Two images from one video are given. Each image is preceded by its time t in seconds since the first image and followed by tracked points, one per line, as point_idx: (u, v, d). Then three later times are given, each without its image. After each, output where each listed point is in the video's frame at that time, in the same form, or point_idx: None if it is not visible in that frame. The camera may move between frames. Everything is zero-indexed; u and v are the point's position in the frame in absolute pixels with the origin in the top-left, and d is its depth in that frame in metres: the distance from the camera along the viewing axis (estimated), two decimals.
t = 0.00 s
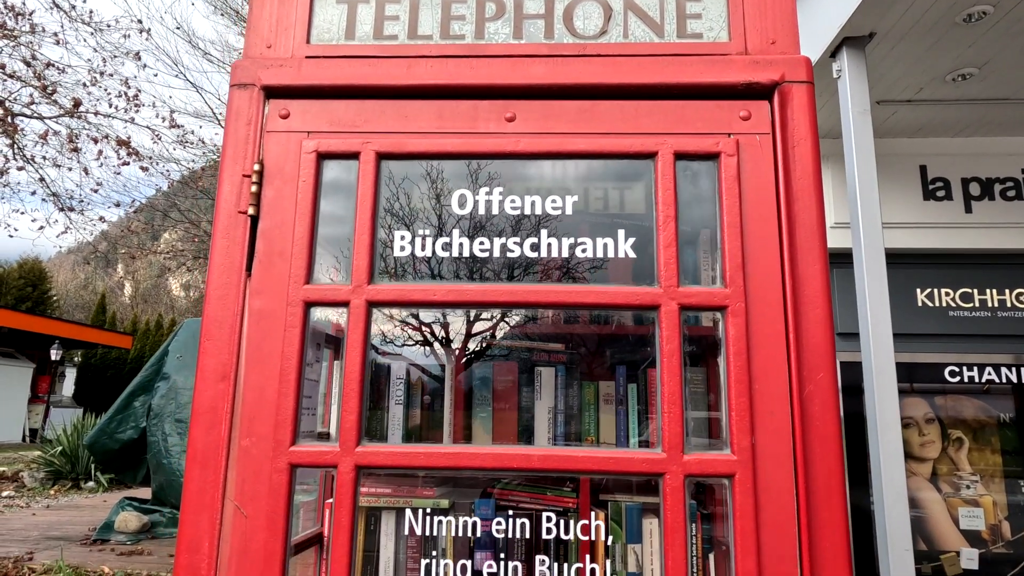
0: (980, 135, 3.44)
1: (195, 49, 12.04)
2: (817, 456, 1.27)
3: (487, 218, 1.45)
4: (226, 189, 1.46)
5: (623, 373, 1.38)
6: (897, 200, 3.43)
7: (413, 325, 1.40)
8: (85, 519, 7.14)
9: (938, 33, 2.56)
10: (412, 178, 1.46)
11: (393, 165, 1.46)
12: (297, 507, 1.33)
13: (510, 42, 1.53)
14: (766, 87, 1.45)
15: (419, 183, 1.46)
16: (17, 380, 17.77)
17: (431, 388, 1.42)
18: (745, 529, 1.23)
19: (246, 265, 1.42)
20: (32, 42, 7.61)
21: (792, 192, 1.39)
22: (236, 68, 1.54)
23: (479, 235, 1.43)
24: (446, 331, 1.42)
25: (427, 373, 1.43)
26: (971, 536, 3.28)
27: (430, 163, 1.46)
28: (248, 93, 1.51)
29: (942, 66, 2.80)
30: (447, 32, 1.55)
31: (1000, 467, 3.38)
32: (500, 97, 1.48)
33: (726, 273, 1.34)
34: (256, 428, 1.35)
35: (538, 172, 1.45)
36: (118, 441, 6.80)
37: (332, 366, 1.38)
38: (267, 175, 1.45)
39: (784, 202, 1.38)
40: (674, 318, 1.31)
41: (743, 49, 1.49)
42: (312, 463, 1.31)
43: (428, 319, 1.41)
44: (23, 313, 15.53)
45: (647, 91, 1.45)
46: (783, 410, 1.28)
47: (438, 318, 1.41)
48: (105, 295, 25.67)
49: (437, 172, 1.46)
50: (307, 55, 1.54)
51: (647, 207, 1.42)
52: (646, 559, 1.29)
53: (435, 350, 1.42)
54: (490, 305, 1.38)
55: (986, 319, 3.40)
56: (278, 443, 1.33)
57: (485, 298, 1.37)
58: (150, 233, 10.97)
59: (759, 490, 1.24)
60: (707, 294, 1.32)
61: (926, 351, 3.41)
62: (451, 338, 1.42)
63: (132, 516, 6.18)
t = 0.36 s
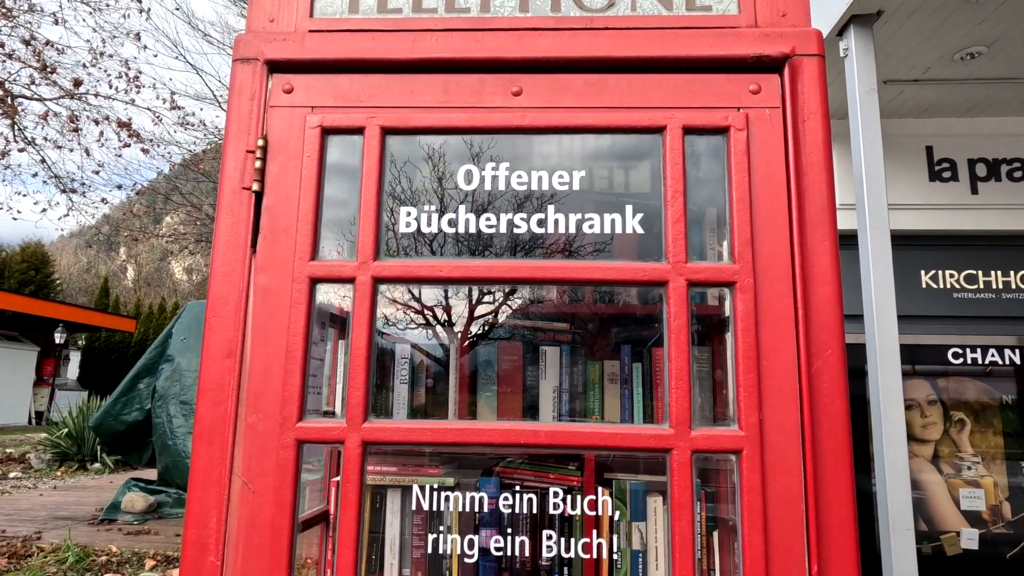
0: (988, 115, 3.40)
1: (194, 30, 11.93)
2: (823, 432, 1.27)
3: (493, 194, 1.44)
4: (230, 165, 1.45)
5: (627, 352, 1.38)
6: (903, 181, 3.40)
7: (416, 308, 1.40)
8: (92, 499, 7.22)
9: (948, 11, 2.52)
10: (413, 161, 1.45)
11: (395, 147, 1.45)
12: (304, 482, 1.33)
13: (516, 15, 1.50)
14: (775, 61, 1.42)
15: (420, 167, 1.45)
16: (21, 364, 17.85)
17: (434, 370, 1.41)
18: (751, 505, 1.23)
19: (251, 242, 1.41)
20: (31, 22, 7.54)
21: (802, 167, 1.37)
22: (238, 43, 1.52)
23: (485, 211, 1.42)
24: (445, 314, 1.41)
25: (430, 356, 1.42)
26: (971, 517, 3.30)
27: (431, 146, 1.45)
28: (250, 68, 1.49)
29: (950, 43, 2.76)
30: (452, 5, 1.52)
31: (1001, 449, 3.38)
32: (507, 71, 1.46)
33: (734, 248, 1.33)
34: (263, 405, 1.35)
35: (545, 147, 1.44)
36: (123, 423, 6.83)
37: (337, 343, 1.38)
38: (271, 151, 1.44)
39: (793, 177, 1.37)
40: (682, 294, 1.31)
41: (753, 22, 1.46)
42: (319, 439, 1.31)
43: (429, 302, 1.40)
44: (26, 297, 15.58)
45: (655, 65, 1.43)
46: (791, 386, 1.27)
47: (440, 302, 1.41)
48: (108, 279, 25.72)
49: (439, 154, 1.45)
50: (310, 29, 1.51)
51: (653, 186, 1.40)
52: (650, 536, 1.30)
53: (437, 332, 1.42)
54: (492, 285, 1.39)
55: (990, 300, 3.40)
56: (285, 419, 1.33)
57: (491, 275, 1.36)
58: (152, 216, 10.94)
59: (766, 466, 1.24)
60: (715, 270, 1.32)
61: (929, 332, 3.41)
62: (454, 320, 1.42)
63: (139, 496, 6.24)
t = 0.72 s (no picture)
0: (995, 92, 3.35)
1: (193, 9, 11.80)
2: (828, 404, 1.26)
3: (497, 164, 1.42)
4: (230, 137, 1.43)
5: (630, 329, 1.37)
6: (908, 159, 3.37)
7: (416, 290, 1.39)
8: (97, 478, 7.28)
9: None
10: (414, 143, 1.43)
11: (395, 128, 1.43)
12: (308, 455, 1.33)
13: None
14: (784, 29, 1.39)
15: (421, 148, 1.43)
16: (25, 346, 17.92)
17: (437, 353, 1.40)
18: (756, 477, 1.22)
19: (251, 214, 1.40)
20: None
21: (810, 137, 1.35)
22: (237, 11, 1.49)
23: (487, 182, 1.41)
24: (448, 295, 1.41)
25: (432, 339, 1.41)
26: (970, 496, 3.33)
27: (432, 127, 1.43)
28: (249, 37, 1.46)
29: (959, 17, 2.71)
30: None
31: (1002, 429, 3.39)
32: (510, 39, 1.43)
33: (740, 219, 1.31)
34: (265, 378, 1.34)
35: (548, 117, 1.42)
36: (127, 403, 6.85)
37: (339, 316, 1.37)
38: (271, 122, 1.42)
39: (801, 148, 1.35)
40: (688, 266, 1.29)
41: None
42: (321, 412, 1.31)
43: (431, 283, 1.40)
44: (29, 278, 15.60)
45: (661, 33, 1.40)
46: (797, 359, 1.27)
47: (441, 284, 1.40)
48: (110, 261, 25.74)
49: (439, 135, 1.43)
50: None
51: (658, 161, 1.39)
52: (652, 512, 1.30)
53: (437, 313, 1.41)
54: (495, 267, 1.39)
55: (993, 281, 3.36)
56: (288, 392, 1.32)
57: (494, 246, 1.35)
58: (152, 198, 10.92)
59: (770, 438, 1.24)
60: (720, 242, 1.30)
61: (932, 311, 3.40)
62: (456, 301, 1.41)
63: (143, 475, 6.30)
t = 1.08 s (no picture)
0: (1003, 69, 3.31)
1: None
2: (833, 377, 1.26)
3: (501, 135, 1.41)
4: (230, 108, 1.42)
5: (633, 306, 1.37)
6: (915, 136, 3.33)
7: (418, 274, 1.40)
8: (102, 457, 7.34)
9: None
10: (414, 124, 1.42)
11: (394, 110, 1.41)
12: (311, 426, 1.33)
13: None
14: None
15: (421, 130, 1.42)
16: (28, 327, 17.97)
17: (439, 335, 1.38)
18: (760, 449, 1.22)
19: (253, 186, 1.39)
20: None
21: (818, 107, 1.33)
22: None
23: (491, 153, 1.40)
24: (450, 274, 1.41)
25: (434, 321, 1.40)
26: (969, 474, 3.35)
27: (432, 107, 1.42)
28: (248, 6, 1.43)
29: None
30: None
31: (1002, 408, 3.40)
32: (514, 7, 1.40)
33: (747, 190, 1.30)
34: (269, 351, 1.34)
35: (553, 87, 1.40)
36: (130, 382, 6.86)
37: (342, 288, 1.36)
38: (272, 92, 1.40)
39: (809, 118, 1.33)
40: (694, 238, 1.28)
41: None
42: (325, 384, 1.31)
43: (432, 265, 1.41)
44: (30, 259, 15.58)
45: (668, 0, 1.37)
46: (802, 332, 1.26)
47: (443, 265, 1.41)
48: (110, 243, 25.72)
49: (440, 110, 1.42)
50: None
51: (663, 134, 1.37)
52: (654, 487, 1.31)
53: (439, 297, 1.41)
54: (494, 248, 1.40)
55: (997, 260, 3.35)
56: (291, 364, 1.32)
57: (499, 218, 1.34)
58: (152, 178, 10.88)
59: (775, 410, 1.23)
60: (727, 214, 1.29)
61: (935, 290, 3.39)
62: (456, 282, 1.42)
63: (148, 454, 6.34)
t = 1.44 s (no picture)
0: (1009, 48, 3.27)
1: None
2: (836, 353, 1.25)
3: (503, 110, 1.40)
4: (228, 83, 1.40)
5: (636, 285, 1.35)
6: (919, 116, 3.30)
7: (419, 257, 1.39)
8: (106, 437, 7.40)
9: None
10: (414, 105, 1.40)
11: (394, 91, 1.40)
12: (313, 402, 1.33)
13: None
14: None
15: (421, 109, 1.40)
16: (29, 309, 18.00)
17: (440, 318, 1.37)
18: (762, 425, 1.22)
19: (251, 162, 1.38)
20: None
21: (823, 82, 1.31)
22: None
23: (492, 128, 1.39)
24: (450, 257, 1.41)
25: (435, 303, 1.38)
26: (968, 454, 3.36)
27: (432, 88, 1.40)
28: None
29: None
30: None
31: (1001, 389, 3.40)
32: None
33: (752, 166, 1.28)
34: (270, 327, 1.33)
35: (555, 61, 1.38)
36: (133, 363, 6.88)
37: (342, 264, 1.35)
38: (269, 66, 1.38)
39: (814, 92, 1.31)
40: (697, 213, 1.27)
41: None
42: (326, 360, 1.30)
43: (433, 249, 1.40)
44: (30, 241, 15.57)
45: None
46: (806, 308, 1.25)
47: (444, 249, 1.41)
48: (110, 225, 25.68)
49: (440, 84, 1.40)
50: None
51: (666, 108, 1.35)
52: (655, 465, 1.31)
53: (440, 279, 1.40)
54: (494, 230, 1.40)
55: (1000, 241, 3.34)
56: (292, 341, 1.31)
57: (499, 193, 1.33)
58: (151, 161, 10.82)
59: (778, 386, 1.23)
60: (731, 188, 1.27)
61: (937, 272, 3.38)
62: (457, 266, 1.41)
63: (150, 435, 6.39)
